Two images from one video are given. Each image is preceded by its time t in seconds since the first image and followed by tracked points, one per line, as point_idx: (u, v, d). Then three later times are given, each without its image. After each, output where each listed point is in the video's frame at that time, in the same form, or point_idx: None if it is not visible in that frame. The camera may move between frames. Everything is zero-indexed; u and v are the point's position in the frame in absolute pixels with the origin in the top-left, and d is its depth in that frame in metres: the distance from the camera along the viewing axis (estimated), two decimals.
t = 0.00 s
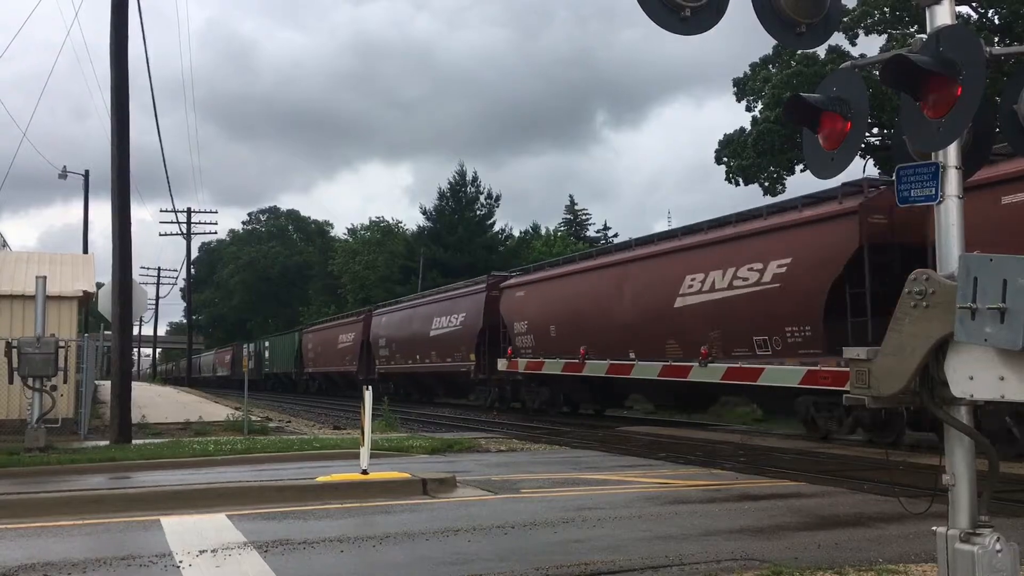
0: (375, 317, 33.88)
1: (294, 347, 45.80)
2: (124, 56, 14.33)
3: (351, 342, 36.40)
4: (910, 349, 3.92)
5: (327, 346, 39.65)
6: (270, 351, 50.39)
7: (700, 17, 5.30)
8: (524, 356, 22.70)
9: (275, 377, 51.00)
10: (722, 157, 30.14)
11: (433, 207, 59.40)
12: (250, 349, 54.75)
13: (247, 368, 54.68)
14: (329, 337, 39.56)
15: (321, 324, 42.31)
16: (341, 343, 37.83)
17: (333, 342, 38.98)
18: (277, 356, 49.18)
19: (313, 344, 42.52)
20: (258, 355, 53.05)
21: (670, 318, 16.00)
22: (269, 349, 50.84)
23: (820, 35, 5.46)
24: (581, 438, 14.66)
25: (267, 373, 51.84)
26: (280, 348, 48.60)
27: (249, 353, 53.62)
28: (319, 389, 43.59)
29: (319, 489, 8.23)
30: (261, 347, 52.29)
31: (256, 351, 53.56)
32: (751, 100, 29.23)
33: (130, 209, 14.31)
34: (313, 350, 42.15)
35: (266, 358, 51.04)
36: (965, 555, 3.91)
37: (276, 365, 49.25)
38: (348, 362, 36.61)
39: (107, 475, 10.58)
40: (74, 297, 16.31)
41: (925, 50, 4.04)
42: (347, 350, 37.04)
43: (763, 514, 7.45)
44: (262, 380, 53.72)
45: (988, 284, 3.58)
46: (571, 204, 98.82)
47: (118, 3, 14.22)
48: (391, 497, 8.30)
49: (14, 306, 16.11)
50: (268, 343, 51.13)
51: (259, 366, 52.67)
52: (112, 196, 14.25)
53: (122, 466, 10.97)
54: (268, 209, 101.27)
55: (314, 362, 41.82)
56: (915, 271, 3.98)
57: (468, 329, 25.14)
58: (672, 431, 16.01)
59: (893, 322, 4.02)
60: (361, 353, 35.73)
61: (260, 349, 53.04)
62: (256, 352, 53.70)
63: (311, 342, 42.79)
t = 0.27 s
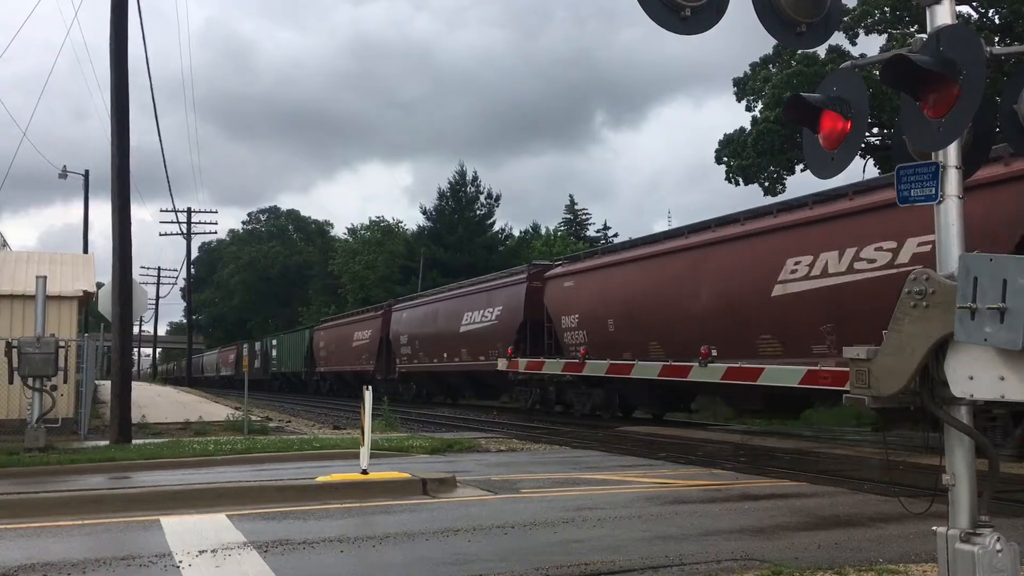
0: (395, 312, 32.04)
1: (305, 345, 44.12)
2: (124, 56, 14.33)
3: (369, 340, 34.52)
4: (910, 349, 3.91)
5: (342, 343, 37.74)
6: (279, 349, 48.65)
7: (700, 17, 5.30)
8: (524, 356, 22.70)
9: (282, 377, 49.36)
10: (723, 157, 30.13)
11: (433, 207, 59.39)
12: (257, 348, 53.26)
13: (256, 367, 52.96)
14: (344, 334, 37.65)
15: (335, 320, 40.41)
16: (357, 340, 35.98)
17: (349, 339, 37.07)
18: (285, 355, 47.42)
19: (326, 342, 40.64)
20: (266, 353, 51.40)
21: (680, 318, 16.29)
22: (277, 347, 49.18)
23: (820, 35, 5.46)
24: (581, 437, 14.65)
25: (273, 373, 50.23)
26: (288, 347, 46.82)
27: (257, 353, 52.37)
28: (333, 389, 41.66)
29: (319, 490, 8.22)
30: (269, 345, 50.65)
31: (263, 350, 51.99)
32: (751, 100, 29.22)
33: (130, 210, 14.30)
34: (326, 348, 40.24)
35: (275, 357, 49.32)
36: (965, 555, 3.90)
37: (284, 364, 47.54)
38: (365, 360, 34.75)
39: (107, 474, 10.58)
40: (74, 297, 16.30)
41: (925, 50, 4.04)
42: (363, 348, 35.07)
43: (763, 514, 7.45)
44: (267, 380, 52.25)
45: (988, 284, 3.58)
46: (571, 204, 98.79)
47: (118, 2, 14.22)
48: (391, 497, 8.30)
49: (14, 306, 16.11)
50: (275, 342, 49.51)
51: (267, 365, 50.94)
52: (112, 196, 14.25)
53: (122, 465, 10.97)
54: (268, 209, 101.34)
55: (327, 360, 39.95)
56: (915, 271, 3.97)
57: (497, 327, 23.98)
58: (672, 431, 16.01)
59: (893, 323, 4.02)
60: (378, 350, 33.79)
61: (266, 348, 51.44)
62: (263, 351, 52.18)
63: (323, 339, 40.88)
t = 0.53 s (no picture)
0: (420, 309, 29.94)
1: (316, 344, 42.47)
2: (125, 56, 14.33)
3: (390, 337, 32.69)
4: (910, 350, 3.91)
5: (360, 340, 35.89)
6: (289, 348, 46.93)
7: (701, 17, 5.30)
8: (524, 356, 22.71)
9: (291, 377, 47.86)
10: (723, 157, 30.13)
11: (433, 207, 59.38)
12: (265, 347, 51.94)
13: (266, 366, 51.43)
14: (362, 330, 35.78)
15: (353, 315, 38.54)
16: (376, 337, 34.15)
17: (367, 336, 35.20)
18: (295, 354, 45.73)
19: (341, 339, 38.74)
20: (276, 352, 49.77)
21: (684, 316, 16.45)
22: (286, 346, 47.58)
23: (820, 35, 5.46)
24: (581, 437, 14.65)
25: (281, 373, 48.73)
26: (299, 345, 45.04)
27: (264, 351, 51.17)
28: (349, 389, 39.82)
29: (319, 490, 8.22)
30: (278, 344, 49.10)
31: (272, 348, 50.53)
32: (751, 100, 29.22)
33: (130, 210, 14.31)
34: (342, 345, 38.41)
35: (286, 356, 47.59)
36: (965, 555, 3.91)
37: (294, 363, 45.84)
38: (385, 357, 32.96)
39: (107, 475, 10.59)
40: (74, 298, 16.31)
41: (925, 50, 4.04)
42: (383, 346, 33.21)
43: (764, 514, 7.44)
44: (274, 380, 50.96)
45: (988, 284, 3.57)
46: (571, 204, 98.78)
47: (118, 3, 14.22)
48: (391, 497, 8.30)
49: (14, 306, 16.11)
50: (284, 340, 47.97)
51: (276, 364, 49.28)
52: (112, 196, 14.25)
53: (122, 466, 10.97)
54: (268, 209, 101.40)
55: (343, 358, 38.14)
56: (915, 271, 3.97)
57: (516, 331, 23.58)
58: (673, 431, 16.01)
59: (893, 323, 4.02)
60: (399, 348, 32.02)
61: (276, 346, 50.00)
62: (271, 349, 50.72)
63: (338, 336, 39.05)
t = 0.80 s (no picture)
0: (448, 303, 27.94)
1: (328, 342, 40.60)
2: (125, 56, 14.33)
3: (413, 334, 30.83)
4: (910, 350, 3.91)
5: (379, 336, 34.04)
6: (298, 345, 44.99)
7: (701, 16, 5.30)
8: (525, 356, 22.72)
9: (298, 376, 46.28)
10: (723, 157, 30.12)
11: (433, 207, 59.37)
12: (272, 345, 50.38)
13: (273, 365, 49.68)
14: (381, 326, 33.94)
15: (370, 310, 36.63)
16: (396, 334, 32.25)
17: (386, 332, 33.37)
18: (304, 351, 43.90)
19: (358, 336, 36.81)
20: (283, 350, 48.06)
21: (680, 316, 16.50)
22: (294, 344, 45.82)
23: (820, 34, 5.46)
24: (581, 438, 14.65)
25: (288, 371, 47.16)
26: (310, 342, 43.03)
27: (271, 350, 49.77)
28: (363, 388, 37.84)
29: (319, 490, 8.22)
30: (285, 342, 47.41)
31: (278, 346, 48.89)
32: (751, 100, 29.22)
33: (130, 210, 14.30)
34: (359, 341, 36.48)
35: (296, 353, 45.62)
36: (966, 555, 3.90)
37: (303, 362, 44.08)
38: (406, 355, 31.13)
39: (107, 474, 10.58)
40: (74, 298, 16.31)
41: (925, 50, 4.04)
42: (405, 343, 31.37)
43: (764, 514, 7.44)
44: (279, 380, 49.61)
45: (988, 285, 3.57)
46: (571, 204, 98.78)
47: (118, 3, 14.21)
48: (390, 497, 8.30)
49: (14, 306, 16.11)
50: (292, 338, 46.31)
51: (285, 362, 47.53)
52: (112, 196, 14.25)
53: (122, 466, 10.97)
54: (269, 209, 101.44)
55: (359, 355, 36.23)
56: (915, 272, 3.97)
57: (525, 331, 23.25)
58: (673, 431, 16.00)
59: (893, 322, 4.02)
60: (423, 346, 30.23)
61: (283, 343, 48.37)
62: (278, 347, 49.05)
63: (354, 331, 37.11)
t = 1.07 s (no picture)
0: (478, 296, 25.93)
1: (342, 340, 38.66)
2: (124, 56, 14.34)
3: (440, 330, 28.83)
4: (910, 350, 3.91)
5: (400, 334, 32.03)
6: (310, 343, 42.91)
7: (701, 16, 5.30)
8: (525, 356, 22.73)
9: (307, 376, 44.68)
10: (723, 157, 30.12)
11: (433, 207, 59.33)
12: (279, 343, 48.84)
13: (282, 364, 47.85)
14: (404, 323, 31.96)
15: (390, 306, 34.62)
16: (420, 331, 30.25)
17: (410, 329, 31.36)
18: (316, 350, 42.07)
19: (377, 333, 34.76)
20: (293, 348, 46.26)
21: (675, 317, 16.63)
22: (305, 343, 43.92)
23: (821, 34, 5.46)
24: (581, 438, 14.65)
25: (297, 371, 45.60)
26: (324, 340, 40.93)
27: (279, 348, 48.26)
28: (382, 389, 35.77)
29: (319, 490, 8.22)
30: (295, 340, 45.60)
31: (287, 346, 47.26)
32: (751, 100, 29.21)
33: (130, 210, 14.31)
34: (378, 339, 34.43)
35: (308, 352, 43.50)
36: (965, 555, 3.91)
37: (315, 361, 42.12)
38: (432, 352, 29.08)
39: (107, 474, 10.59)
40: (74, 298, 16.31)
41: (925, 50, 4.04)
42: (429, 340, 29.49)
43: (763, 514, 7.44)
44: (286, 380, 48.16)
45: (988, 285, 3.57)
46: (571, 204, 98.74)
47: (118, 3, 14.22)
48: (391, 497, 8.30)
49: (14, 306, 16.11)
50: (302, 336, 44.64)
51: (296, 361, 45.47)
52: (112, 196, 14.25)
53: (122, 466, 10.97)
54: (268, 209, 101.45)
55: (378, 354, 34.19)
56: (915, 271, 3.98)
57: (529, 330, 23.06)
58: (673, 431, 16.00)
59: (892, 322, 4.02)
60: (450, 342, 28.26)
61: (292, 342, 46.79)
62: (286, 347, 47.40)
63: (372, 329, 35.10)
